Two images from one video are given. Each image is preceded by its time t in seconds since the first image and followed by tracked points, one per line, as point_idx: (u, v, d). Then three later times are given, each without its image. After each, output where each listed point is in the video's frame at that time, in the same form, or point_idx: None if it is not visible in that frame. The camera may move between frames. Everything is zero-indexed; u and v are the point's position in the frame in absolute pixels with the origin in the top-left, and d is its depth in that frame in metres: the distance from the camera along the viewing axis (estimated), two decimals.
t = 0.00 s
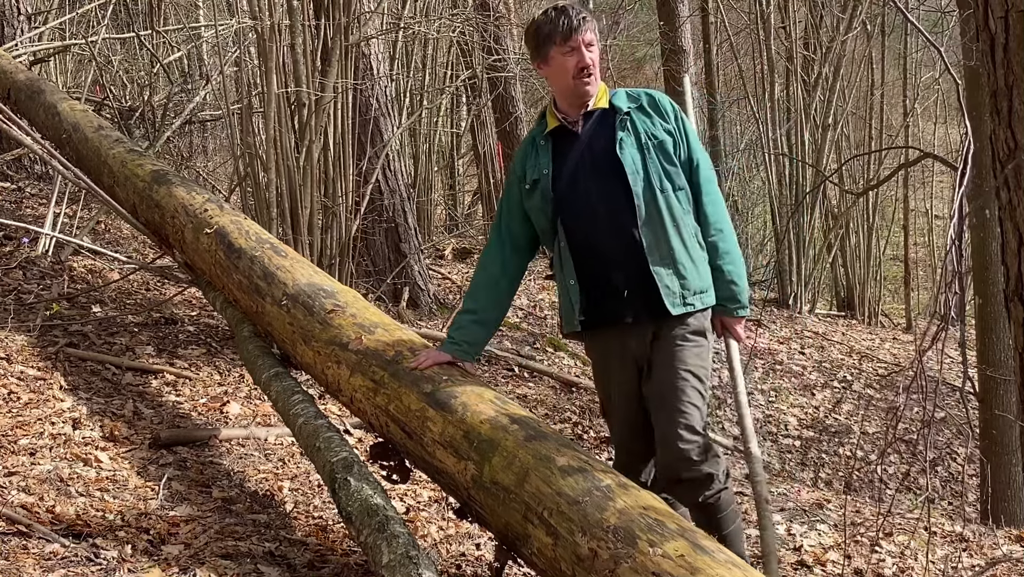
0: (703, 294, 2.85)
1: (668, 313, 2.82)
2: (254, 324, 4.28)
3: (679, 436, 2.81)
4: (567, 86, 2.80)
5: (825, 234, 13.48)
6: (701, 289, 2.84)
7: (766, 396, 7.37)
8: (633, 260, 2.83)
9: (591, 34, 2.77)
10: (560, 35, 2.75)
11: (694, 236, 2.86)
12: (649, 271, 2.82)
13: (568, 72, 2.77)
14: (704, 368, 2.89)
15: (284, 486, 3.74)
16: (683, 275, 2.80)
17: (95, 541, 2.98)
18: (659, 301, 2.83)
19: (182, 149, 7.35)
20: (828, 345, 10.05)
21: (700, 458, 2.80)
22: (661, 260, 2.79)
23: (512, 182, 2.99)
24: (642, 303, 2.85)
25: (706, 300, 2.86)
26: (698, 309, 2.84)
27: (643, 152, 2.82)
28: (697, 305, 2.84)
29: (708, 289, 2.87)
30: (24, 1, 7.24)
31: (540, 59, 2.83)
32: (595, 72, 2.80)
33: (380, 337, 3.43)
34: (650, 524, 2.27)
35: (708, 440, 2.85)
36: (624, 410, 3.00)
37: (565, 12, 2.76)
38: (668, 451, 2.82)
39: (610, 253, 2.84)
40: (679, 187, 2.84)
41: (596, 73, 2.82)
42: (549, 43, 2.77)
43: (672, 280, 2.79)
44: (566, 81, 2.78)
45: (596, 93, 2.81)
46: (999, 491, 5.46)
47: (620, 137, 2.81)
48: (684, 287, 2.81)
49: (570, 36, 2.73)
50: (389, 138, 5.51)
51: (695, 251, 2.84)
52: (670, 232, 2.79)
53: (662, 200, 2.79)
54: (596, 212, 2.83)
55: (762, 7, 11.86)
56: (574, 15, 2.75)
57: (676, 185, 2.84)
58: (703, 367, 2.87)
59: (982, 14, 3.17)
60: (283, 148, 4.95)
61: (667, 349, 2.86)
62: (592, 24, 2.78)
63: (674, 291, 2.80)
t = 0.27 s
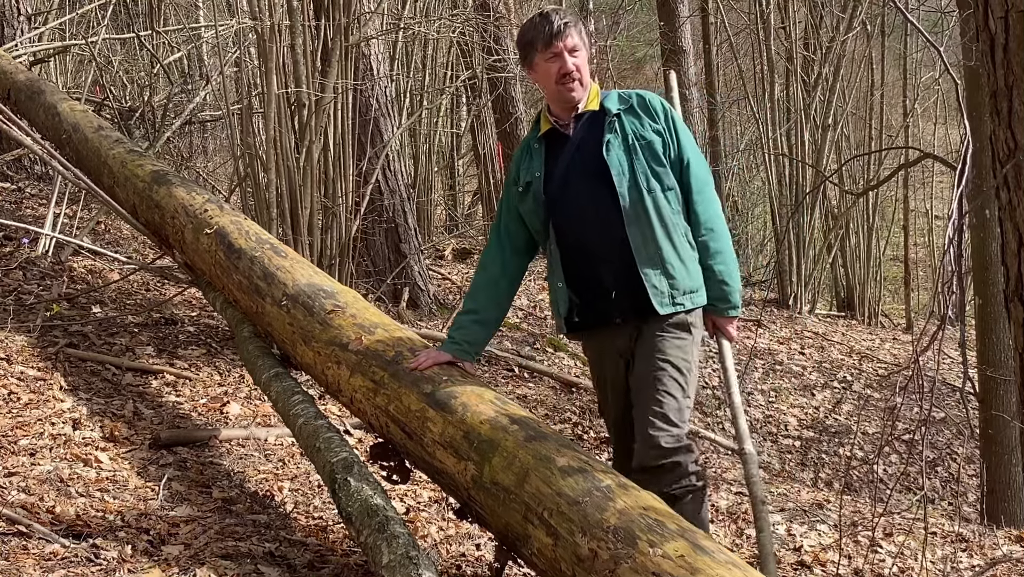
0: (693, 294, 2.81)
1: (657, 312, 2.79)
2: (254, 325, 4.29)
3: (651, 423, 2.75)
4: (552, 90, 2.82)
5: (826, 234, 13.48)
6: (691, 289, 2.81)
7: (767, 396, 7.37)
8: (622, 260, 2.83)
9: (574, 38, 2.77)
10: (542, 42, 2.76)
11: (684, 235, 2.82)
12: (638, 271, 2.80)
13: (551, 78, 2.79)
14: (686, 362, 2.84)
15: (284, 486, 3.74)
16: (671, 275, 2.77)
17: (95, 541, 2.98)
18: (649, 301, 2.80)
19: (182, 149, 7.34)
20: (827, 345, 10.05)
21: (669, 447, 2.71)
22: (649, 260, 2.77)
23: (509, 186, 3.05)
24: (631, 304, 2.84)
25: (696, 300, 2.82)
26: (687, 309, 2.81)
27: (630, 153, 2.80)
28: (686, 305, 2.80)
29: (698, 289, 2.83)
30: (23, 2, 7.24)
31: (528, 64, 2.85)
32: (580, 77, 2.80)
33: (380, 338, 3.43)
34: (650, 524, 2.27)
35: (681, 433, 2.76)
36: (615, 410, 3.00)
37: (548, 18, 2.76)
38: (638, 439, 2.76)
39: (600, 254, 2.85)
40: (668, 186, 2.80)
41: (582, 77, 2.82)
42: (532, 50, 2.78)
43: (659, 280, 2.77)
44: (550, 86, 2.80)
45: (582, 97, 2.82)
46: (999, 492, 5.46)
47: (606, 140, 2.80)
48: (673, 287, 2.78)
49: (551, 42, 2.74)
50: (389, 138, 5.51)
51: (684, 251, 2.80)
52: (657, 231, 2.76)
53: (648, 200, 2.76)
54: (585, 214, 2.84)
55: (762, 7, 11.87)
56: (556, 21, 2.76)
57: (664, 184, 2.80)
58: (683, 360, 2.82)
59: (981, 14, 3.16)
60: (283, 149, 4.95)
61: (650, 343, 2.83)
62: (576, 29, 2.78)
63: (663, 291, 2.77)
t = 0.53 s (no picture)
0: (688, 296, 2.80)
1: (651, 314, 2.78)
2: (254, 325, 4.29)
3: (619, 410, 2.74)
4: (549, 91, 2.82)
5: (826, 234, 13.48)
6: (686, 291, 2.79)
7: (767, 396, 7.37)
8: (617, 261, 2.83)
9: (570, 39, 2.78)
10: (539, 43, 2.78)
11: (680, 237, 2.81)
12: (632, 273, 2.80)
13: (548, 79, 2.79)
14: (665, 359, 2.81)
15: (284, 486, 3.74)
16: (665, 277, 2.77)
17: (95, 541, 2.98)
18: (642, 302, 2.80)
19: (182, 149, 7.34)
20: (828, 345, 10.06)
21: (631, 434, 2.69)
22: (642, 262, 2.77)
23: (509, 186, 3.06)
24: (625, 305, 2.83)
25: (691, 302, 2.81)
26: (682, 310, 2.79)
27: (625, 155, 2.79)
28: (681, 307, 2.79)
29: (693, 291, 2.81)
30: (23, 2, 7.23)
31: (526, 67, 2.87)
32: (577, 78, 2.80)
33: (380, 338, 3.43)
34: (650, 525, 2.27)
35: (650, 427, 2.72)
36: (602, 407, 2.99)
37: (545, 20, 2.78)
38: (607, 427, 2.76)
39: (595, 255, 2.86)
40: (663, 188, 2.78)
41: (579, 79, 2.82)
42: (529, 52, 2.80)
43: (653, 282, 2.76)
44: (546, 87, 2.80)
45: (579, 98, 2.82)
46: (998, 492, 5.47)
47: (602, 142, 2.80)
48: (667, 289, 2.77)
49: (547, 44, 2.75)
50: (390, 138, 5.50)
51: (679, 253, 2.79)
52: (651, 233, 2.76)
53: (642, 202, 2.76)
54: (581, 216, 2.86)
55: (762, 7, 11.86)
56: (552, 23, 2.77)
57: (659, 186, 2.79)
58: (662, 356, 2.80)
59: (981, 14, 3.15)
60: (283, 149, 4.95)
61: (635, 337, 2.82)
62: (573, 31, 2.79)
63: (656, 293, 2.76)
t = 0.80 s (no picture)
0: (678, 305, 2.79)
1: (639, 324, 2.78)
2: (254, 324, 4.28)
3: (614, 429, 2.78)
4: (548, 90, 2.81)
5: (826, 234, 13.48)
6: (677, 300, 2.79)
7: (767, 395, 7.37)
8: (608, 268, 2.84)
9: (571, 37, 2.77)
10: (539, 41, 2.77)
11: (673, 245, 2.78)
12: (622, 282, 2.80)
13: (546, 77, 2.78)
14: (660, 374, 2.82)
15: (284, 486, 3.74)
16: (655, 287, 2.76)
17: (95, 541, 2.98)
18: (631, 312, 2.80)
19: (182, 148, 7.34)
20: (828, 345, 10.06)
21: (625, 457, 2.76)
22: (632, 272, 2.76)
23: (509, 185, 3.07)
24: (614, 313, 2.85)
25: (681, 311, 2.80)
26: (672, 319, 2.79)
27: (618, 162, 2.75)
28: (671, 316, 2.79)
29: (685, 300, 2.81)
30: (23, 1, 7.23)
31: (526, 64, 2.86)
32: (576, 76, 2.79)
33: (380, 338, 3.43)
34: (650, 524, 2.27)
35: (642, 445, 2.79)
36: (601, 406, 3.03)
37: (545, 17, 2.77)
38: (601, 441, 2.82)
39: (587, 261, 2.86)
40: (656, 195, 2.75)
41: (578, 77, 2.81)
42: (529, 50, 2.80)
43: (642, 292, 2.76)
44: (545, 86, 2.79)
45: (577, 96, 2.80)
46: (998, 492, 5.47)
47: (594, 148, 2.78)
48: (656, 299, 2.76)
49: (547, 41, 2.75)
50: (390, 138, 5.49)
51: (670, 263, 2.77)
52: (641, 242, 2.74)
53: (633, 211, 2.73)
54: (573, 222, 2.86)
55: (762, 7, 11.86)
56: (552, 21, 2.76)
57: (653, 193, 2.75)
58: (658, 373, 2.81)
59: (982, 14, 3.15)
60: (283, 149, 4.95)
61: (630, 351, 2.81)
62: (573, 29, 2.78)
63: (645, 304, 2.76)
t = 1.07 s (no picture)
0: (670, 314, 2.78)
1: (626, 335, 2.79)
2: (254, 325, 4.28)
3: (614, 442, 2.78)
4: (547, 90, 2.81)
5: (826, 235, 13.48)
6: (668, 309, 2.78)
7: (767, 396, 7.38)
8: (600, 273, 2.85)
9: (572, 38, 2.78)
10: (540, 41, 2.77)
11: (666, 253, 2.78)
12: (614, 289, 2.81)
13: (547, 77, 2.78)
14: (659, 381, 2.82)
15: (284, 487, 3.74)
16: (646, 296, 2.76)
17: (95, 542, 2.98)
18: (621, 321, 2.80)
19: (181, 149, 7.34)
20: (828, 346, 10.06)
21: (628, 469, 2.75)
22: (623, 280, 2.76)
23: (504, 184, 3.07)
24: (604, 319, 2.87)
25: (672, 321, 2.79)
26: (662, 329, 2.78)
27: (612, 167, 2.75)
28: (661, 326, 2.77)
29: (677, 309, 2.80)
30: (23, 2, 7.22)
31: (527, 64, 2.86)
32: (576, 77, 2.79)
33: (380, 338, 3.43)
34: (650, 524, 2.27)
35: (645, 455, 2.78)
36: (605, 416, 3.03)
37: (547, 16, 2.77)
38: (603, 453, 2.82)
39: (579, 266, 2.87)
40: (650, 203, 2.76)
41: (579, 77, 2.81)
42: (530, 49, 2.79)
43: (633, 300, 2.76)
44: (545, 86, 2.79)
45: (578, 97, 2.80)
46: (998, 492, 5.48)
47: (588, 153, 2.77)
48: (647, 308, 2.76)
49: (549, 40, 2.75)
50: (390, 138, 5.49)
51: (662, 271, 2.77)
52: (634, 250, 2.74)
53: (625, 219, 2.73)
54: (566, 226, 2.86)
55: (762, 7, 11.86)
56: (554, 20, 2.76)
57: (646, 200, 2.76)
58: (655, 382, 2.80)
59: (981, 15, 3.15)
60: (283, 149, 4.95)
61: (630, 363, 2.82)
62: (575, 29, 2.79)
63: (634, 313, 2.76)
